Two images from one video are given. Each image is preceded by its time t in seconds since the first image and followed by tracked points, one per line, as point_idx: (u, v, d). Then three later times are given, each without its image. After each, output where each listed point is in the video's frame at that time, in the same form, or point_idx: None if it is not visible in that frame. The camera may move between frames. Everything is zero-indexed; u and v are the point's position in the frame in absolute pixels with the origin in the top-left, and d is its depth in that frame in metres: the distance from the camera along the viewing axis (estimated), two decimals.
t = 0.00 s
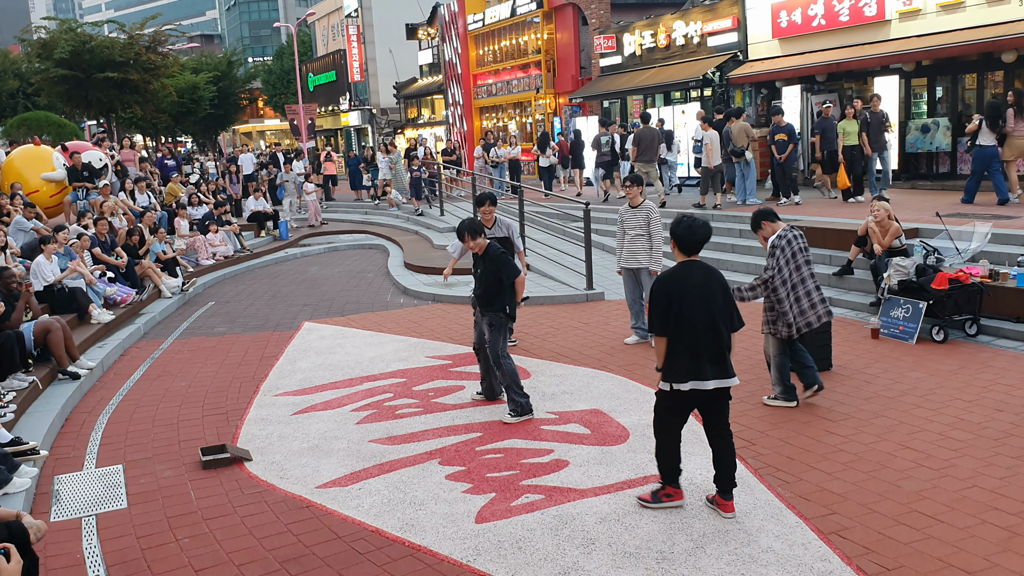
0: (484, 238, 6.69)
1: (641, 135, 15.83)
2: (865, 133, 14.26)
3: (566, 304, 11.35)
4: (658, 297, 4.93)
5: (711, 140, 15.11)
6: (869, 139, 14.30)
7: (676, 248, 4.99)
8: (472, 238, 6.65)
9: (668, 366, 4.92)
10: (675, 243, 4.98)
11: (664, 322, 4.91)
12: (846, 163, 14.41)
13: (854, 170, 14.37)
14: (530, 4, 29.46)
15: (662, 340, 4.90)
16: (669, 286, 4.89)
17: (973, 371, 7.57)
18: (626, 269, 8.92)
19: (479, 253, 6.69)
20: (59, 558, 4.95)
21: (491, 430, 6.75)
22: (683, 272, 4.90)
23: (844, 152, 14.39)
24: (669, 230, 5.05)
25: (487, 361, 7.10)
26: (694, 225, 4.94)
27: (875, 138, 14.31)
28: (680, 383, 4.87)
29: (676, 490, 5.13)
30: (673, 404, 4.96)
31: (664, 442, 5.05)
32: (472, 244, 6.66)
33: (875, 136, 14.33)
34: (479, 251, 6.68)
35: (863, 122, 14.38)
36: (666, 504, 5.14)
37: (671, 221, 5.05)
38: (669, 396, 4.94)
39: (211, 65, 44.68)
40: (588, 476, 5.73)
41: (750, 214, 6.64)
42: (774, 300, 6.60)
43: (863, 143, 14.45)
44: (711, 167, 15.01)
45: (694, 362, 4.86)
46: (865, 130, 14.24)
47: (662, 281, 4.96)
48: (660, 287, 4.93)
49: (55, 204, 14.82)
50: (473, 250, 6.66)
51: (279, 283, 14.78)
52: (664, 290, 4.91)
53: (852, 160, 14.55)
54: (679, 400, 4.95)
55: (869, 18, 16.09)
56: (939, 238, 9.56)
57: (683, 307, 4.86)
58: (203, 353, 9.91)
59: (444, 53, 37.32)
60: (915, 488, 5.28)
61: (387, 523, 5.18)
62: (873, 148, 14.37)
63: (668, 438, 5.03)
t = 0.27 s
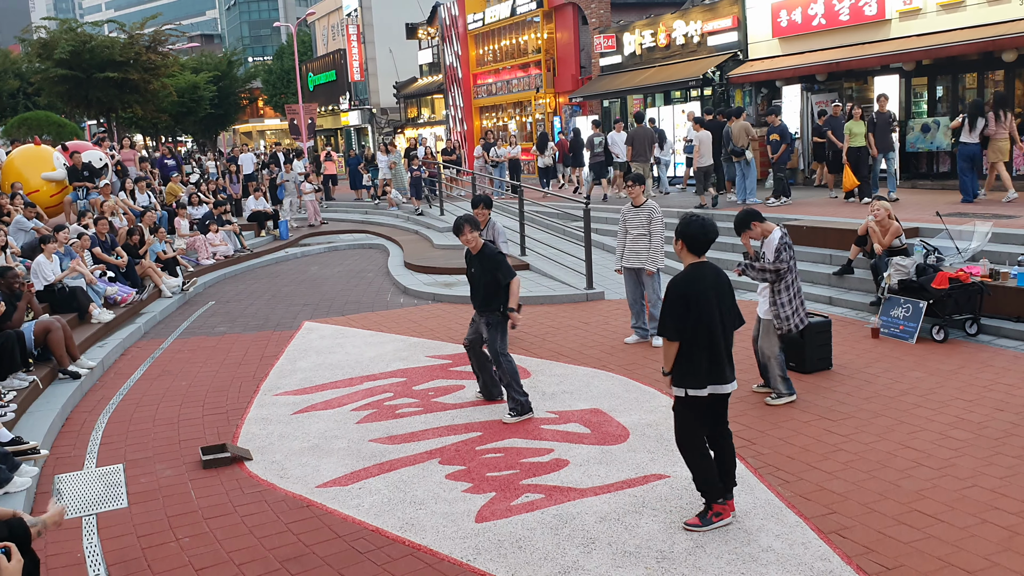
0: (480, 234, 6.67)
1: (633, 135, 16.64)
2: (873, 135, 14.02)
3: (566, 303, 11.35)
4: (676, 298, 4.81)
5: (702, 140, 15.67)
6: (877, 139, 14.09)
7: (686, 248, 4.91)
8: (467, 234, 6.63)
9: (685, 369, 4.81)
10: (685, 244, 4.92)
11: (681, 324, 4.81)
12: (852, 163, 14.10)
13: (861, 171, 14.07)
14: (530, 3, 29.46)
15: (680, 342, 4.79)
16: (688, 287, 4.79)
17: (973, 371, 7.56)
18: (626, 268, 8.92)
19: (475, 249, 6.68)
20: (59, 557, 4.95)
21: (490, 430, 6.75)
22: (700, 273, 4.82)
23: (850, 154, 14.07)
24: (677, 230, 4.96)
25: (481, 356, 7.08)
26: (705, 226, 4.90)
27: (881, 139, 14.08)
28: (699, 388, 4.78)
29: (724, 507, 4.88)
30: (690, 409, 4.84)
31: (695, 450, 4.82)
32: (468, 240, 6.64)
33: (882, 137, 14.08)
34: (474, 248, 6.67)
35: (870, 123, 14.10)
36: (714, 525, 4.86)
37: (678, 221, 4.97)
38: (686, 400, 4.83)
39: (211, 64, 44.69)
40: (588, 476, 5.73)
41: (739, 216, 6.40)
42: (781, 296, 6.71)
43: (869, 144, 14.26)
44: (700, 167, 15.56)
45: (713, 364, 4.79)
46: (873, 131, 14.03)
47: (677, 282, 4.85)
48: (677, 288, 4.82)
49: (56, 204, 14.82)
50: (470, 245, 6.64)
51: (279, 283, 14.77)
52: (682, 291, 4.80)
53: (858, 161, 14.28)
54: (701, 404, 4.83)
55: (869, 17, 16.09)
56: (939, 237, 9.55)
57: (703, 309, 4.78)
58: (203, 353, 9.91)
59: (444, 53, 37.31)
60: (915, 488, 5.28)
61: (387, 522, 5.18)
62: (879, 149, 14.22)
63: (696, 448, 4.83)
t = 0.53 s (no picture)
0: (468, 229, 7.01)
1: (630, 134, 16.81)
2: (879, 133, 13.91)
3: (566, 303, 11.35)
4: (687, 300, 4.81)
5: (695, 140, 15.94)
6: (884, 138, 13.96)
7: (687, 250, 4.93)
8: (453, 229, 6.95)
9: (697, 372, 4.83)
10: (687, 246, 4.94)
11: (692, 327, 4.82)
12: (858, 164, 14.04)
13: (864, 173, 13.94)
14: (530, 3, 29.45)
15: (692, 345, 4.80)
16: (700, 290, 4.81)
17: (973, 371, 7.57)
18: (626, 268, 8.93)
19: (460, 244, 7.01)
20: (59, 557, 4.95)
21: (490, 430, 6.75)
22: (707, 275, 4.86)
23: (856, 153, 13.94)
24: (677, 232, 4.96)
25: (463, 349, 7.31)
26: (707, 228, 4.94)
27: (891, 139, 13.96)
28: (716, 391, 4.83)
29: (726, 509, 4.88)
30: (697, 411, 4.88)
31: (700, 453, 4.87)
32: (456, 235, 6.96)
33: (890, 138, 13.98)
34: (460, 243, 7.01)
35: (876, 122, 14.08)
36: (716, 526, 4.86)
37: (677, 223, 4.97)
38: (697, 403, 4.86)
39: (211, 64, 44.67)
40: (588, 476, 5.73)
41: (734, 216, 6.34)
42: (788, 291, 6.67)
43: (875, 142, 14.11)
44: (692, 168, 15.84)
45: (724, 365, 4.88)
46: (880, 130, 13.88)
47: (685, 285, 4.86)
48: (687, 291, 4.82)
49: (55, 203, 14.82)
50: (458, 240, 6.96)
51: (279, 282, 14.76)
52: (692, 294, 4.81)
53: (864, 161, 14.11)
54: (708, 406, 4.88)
55: (869, 17, 16.08)
56: (939, 237, 9.54)
57: (714, 312, 4.83)
58: (203, 352, 9.91)
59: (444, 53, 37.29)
60: (915, 488, 5.28)
61: (387, 522, 5.18)
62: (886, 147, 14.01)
63: (702, 451, 4.87)
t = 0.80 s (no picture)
0: (449, 235, 6.95)
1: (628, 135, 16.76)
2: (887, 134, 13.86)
3: (567, 303, 11.35)
4: (687, 300, 4.81)
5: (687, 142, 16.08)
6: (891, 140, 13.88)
7: (684, 252, 4.91)
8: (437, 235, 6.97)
9: (697, 370, 4.85)
10: (684, 249, 4.91)
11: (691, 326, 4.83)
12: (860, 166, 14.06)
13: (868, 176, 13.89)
14: (531, 3, 29.45)
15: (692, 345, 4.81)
16: (699, 292, 4.81)
17: (975, 371, 7.56)
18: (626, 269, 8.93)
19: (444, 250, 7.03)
20: (60, 556, 4.96)
21: (491, 430, 6.75)
22: (705, 277, 4.87)
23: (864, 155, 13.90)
24: (674, 233, 4.93)
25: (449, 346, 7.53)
26: (704, 230, 4.93)
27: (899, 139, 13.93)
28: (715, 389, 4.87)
29: (726, 510, 4.87)
30: (700, 413, 4.89)
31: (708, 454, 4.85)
32: (439, 240, 6.94)
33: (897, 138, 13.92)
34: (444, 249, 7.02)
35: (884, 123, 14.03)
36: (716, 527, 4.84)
37: (676, 224, 4.93)
38: (696, 402, 4.88)
39: (212, 64, 44.66)
40: (589, 476, 5.72)
41: (718, 219, 6.42)
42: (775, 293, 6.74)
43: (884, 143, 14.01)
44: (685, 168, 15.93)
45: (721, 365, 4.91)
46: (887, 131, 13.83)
47: (684, 286, 4.85)
48: (687, 291, 4.82)
49: (57, 203, 14.83)
50: (440, 245, 6.94)
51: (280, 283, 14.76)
52: (692, 295, 4.81)
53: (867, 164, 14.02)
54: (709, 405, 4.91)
55: (870, 17, 16.07)
56: (940, 237, 9.54)
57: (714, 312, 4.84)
58: (204, 353, 9.91)
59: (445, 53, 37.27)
60: (916, 488, 5.28)
61: (388, 523, 5.19)
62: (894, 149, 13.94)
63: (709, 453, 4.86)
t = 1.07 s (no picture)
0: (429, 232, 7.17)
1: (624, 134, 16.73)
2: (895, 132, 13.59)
3: (568, 303, 11.35)
4: (679, 298, 4.87)
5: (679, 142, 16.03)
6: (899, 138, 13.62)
7: (671, 251, 4.95)
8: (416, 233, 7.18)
9: (687, 365, 4.92)
10: (673, 248, 4.96)
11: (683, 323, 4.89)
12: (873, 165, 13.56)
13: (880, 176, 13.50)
14: (533, 3, 29.45)
15: (684, 342, 4.88)
16: (691, 290, 4.89)
17: (976, 371, 7.55)
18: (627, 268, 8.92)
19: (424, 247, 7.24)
20: (62, 556, 4.96)
21: (492, 430, 6.75)
22: (694, 275, 4.94)
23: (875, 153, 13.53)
24: (661, 232, 4.96)
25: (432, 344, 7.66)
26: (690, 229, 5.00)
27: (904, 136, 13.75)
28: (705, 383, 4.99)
29: (732, 479, 4.94)
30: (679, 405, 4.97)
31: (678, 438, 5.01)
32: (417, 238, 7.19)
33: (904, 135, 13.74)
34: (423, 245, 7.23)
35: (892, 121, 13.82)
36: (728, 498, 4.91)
37: (663, 224, 4.97)
38: (684, 396, 4.95)
39: (214, 64, 44.66)
40: (591, 476, 5.72)
41: (704, 216, 6.47)
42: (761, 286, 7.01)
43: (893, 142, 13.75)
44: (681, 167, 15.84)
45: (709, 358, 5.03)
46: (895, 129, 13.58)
47: (674, 285, 4.91)
48: (680, 288, 4.88)
49: (58, 203, 14.84)
50: (420, 242, 7.19)
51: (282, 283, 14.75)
52: (684, 293, 4.88)
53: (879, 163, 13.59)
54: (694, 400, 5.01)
55: (872, 17, 16.06)
56: (942, 237, 9.52)
57: (705, 308, 4.94)
58: (206, 353, 9.91)
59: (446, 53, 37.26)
60: (918, 489, 5.28)
61: (389, 522, 5.18)
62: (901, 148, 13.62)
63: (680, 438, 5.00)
